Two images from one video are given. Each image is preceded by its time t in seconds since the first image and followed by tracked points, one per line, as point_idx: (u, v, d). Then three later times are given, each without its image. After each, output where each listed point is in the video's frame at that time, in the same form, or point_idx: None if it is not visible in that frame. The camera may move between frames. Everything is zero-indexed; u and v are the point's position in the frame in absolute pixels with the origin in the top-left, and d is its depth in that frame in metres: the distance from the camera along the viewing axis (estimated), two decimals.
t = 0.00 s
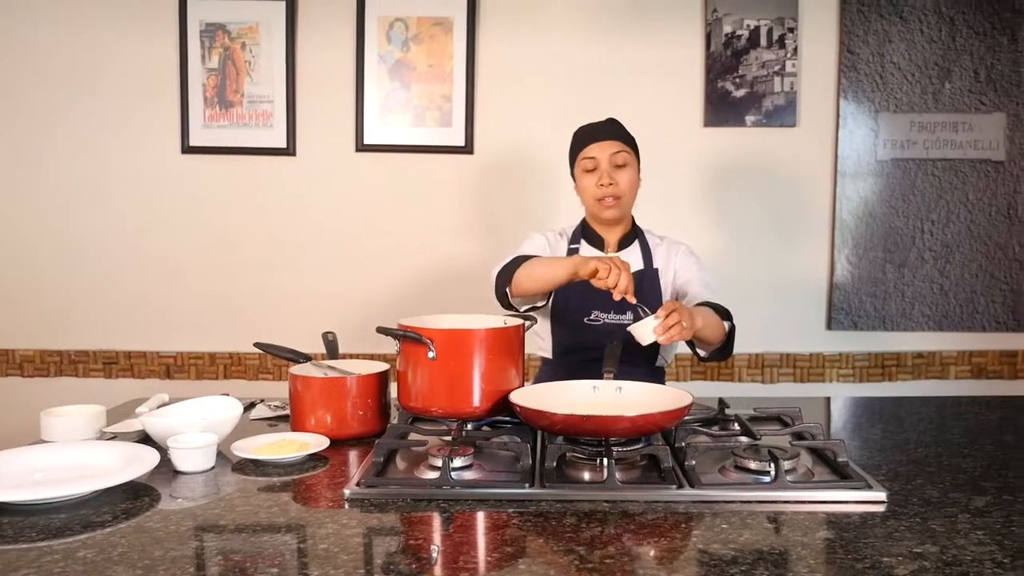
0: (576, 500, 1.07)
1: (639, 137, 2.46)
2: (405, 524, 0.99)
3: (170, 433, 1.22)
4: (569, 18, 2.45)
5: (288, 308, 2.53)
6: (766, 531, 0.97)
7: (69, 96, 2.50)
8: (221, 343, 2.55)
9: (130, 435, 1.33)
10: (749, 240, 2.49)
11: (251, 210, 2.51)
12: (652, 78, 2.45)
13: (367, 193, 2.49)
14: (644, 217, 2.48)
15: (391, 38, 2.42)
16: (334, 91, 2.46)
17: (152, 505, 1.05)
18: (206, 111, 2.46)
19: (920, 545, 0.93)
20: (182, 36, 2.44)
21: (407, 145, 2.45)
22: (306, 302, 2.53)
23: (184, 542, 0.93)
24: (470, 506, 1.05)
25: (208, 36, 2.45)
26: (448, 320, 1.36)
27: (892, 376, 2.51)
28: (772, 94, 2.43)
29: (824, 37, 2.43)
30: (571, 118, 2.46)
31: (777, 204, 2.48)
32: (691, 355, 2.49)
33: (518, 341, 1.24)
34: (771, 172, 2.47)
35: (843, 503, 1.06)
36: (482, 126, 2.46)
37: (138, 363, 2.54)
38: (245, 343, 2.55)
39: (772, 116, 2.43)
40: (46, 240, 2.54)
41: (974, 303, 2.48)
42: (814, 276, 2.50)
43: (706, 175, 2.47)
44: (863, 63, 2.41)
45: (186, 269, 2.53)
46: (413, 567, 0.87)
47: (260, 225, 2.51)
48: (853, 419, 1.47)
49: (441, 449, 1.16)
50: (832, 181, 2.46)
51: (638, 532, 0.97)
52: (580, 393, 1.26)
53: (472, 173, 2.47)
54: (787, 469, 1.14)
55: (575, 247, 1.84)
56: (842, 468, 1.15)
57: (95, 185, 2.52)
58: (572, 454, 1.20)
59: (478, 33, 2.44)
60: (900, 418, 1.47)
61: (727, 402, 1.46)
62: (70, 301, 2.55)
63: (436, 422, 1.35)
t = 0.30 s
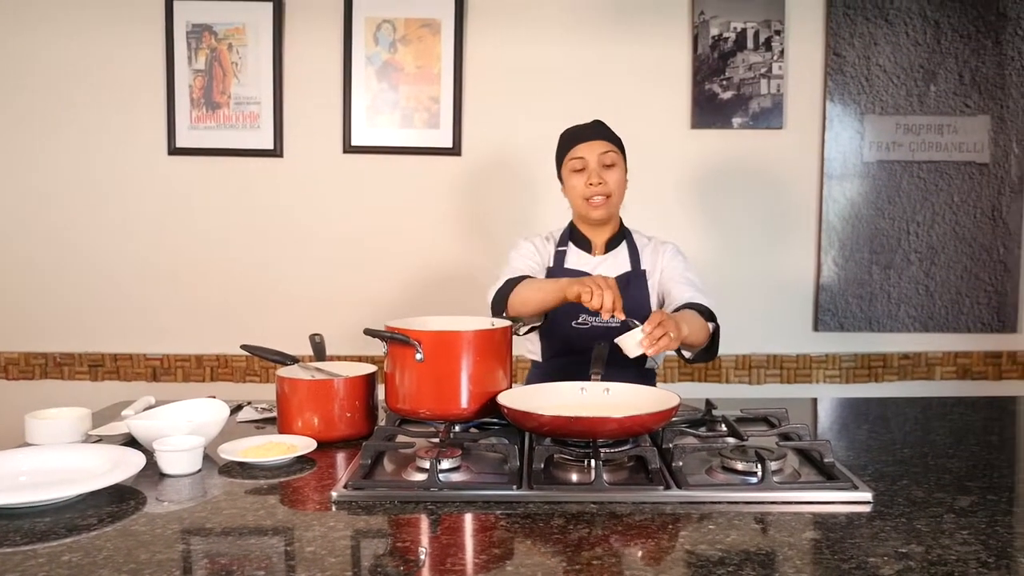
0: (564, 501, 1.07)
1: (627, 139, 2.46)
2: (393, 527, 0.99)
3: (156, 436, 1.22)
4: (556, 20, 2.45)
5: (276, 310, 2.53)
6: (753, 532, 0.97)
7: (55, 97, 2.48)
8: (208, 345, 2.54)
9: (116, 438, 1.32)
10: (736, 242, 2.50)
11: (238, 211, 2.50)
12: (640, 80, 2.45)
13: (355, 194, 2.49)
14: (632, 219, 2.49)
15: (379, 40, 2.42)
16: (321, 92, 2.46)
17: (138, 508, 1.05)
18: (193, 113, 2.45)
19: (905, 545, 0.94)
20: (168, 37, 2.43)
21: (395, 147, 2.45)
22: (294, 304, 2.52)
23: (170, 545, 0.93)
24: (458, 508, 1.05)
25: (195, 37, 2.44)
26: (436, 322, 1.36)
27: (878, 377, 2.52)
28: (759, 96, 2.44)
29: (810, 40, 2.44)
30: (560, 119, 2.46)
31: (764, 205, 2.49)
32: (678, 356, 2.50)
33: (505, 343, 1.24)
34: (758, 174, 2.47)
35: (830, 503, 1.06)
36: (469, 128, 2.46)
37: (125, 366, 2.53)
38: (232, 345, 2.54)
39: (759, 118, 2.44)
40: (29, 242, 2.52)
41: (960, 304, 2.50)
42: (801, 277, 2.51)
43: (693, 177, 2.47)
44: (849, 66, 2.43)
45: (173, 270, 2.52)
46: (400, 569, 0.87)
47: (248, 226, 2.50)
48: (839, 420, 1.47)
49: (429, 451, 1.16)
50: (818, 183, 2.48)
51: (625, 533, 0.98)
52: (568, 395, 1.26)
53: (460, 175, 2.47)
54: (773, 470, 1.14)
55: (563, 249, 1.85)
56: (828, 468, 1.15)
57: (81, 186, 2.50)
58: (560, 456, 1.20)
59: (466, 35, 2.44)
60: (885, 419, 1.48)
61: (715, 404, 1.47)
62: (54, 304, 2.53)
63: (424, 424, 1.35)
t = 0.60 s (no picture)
0: (553, 502, 1.07)
1: (616, 140, 2.47)
2: (381, 528, 0.99)
3: (144, 438, 1.21)
4: (545, 21, 2.45)
5: (264, 311, 2.52)
6: (741, 532, 0.98)
7: (41, 97, 2.47)
8: (196, 346, 2.53)
9: (103, 441, 1.31)
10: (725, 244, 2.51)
11: (227, 212, 2.49)
12: (628, 82, 2.46)
13: (343, 195, 2.48)
14: (621, 220, 2.49)
15: (367, 41, 2.42)
16: (310, 93, 2.45)
17: (125, 510, 1.04)
18: (180, 113, 2.45)
19: (893, 545, 0.94)
20: (155, 37, 2.42)
21: (384, 148, 2.44)
22: (282, 305, 2.52)
23: (157, 548, 0.92)
24: (447, 509, 1.05)
25: (183, 38, 2.43)
26: (425, 323, 1.36)
27: (866, 377, 2.53)
28: (746, 98, 2.44)
29: (798, 42, 2.45)
30: (549, 120, 2.47)
31: (754, 206, 2.49)
32: (667, 357, 2.50)
33: (494, 344, 1.24)
34: (747, 175, 2.48)
35: (818, 504, 1.07)
36: (458, 129, 2.46)
37: (112, 368, 2.52)
38: (221, 347, 2.53)
39: (747, 119, 2.45)
40: (14, 243, 2.51)
41: (946, 305, 2.51)
42: (790, 278, 2.52)
43: (681, 179, 2.48)
44: (837, 68, 2.44)
45: (161, 272, 2.51)
46: (389, 571, 0.87)
47: (236, 227, 2.50)
48: (827, 420, 1.48)
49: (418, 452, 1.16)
50: (806, 184, 2.48)
51: (614, 534, 0.98)
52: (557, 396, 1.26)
53: (449, 175, 2.47)
54: (761, 470, 1.15)
55: (546, 251, 1.85)
56: (816, 468, 1.16)
57: (67, 187, 2.49)
58: (549, 457, 1.20)
59: (454, 36, 2.44)
60: (873, 418, 1.49)
61: (703, 405, 1.47)
62: (41, 305, 2.52)
63: (413, 425, 1.35)
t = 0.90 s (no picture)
0: (542, 502, 1.07)
1: (606, 140, 2.47)
2: (371, 529, 0.99)
3: (132, 439, 1.21)
4: (534, 22, 2.46)
5: (254, 312, 2.51)
6: (730, 532, 0.98)
7: (29, 97, 2.46)
8: (185, 348, 2.52)
9: (91, 442, 1.31)
10: (714, 244, 2.51)
11: (216, 213, 2.49)
12: (618, 83, 2.46)
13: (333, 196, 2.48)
14: (611, 221, 2.49)
15: (356, 41, 2.41)
16: (299, 93, 2.45)
17: (113, 512, 1.04)
18: (169, 114, 2.44)
19: (881, 544, 0.95)
20: (143, 38, 2.42)
21: (373, 148, 2.44)
22: (272, 306, 2.51)
23: (146, 550, 0.92)
24: (436, 510, 1.05)
25: (171, 38, 2.42)
26: (414, 324, 1.36)
27: (854, 377, 2.54)
28: (735, 99, 2.45)
29: (787, 43, 2.46)
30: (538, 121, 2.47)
31: (744, 207, 2.50)
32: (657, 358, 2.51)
33: (483, 344, 1.24)
34: (736, 176, 2.49)
35: (806, 503, 1.07)
36: (448, 129, 2.46)
37: (100, 369, 2.51)
38: (210, 348, 2.52)
39: (736, 120, 2.46)
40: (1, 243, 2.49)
41: (934, 305, 2.52)
42: (779, 278, 2.53)
43: (671, 180, 2.49)
44: (825, 69, 2.45)
45: (150, 273, 2.50)
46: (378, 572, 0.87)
47: (226, 228, 2.49)
48: (815, 420, 1.49)
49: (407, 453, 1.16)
50: (795, 185, 2.49)
51: (604, 534, 0.98)
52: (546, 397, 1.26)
53: (440, 176, 2.47)
54: (750, 470, 1.15)
55: (530, 253, 1.85)
56: (805, 468, 1.16)
57: (54, 188, 2.48)
58: (538, 458, 1.20)
59: (444, 37, 2.44)
60: (862, 418, 1.49)
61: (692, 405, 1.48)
62: (29, 306, 2.51)
63: (402, 426, 1.35)
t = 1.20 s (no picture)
0: (533, 502, 1.07)
1: (596, 141, 2.47)
2: (361, 530, 0.98)
3: (121, 441, 1.20)
4: (525, 22, 2.46)
5: (244, 313, 2.51)
6: (720, 532, 0.98)
7: (17, 97, 2.44)
8: (175, 348, 2.51)
9: (80, 444, 1.31)
10: (705, 245, 2.52)
11: (206, 213, 2.48)
12: (608, 83, 2.46)
13: (324, 196, 2.47)
14: (602, 221, 2.50)
15: (347, 41, 2.41)
16: (289, 93, 2.44)
17: (102, 514, 1.03)
18: (158, 114, 2.43)
19: (870, 544, 0.95)
20: (132, 37, 2.41)
21: (364, 149, 2.44)
22: (263, 306, 2.51)
23: (135, 552, 0.92)
24: (427, 511, 1.05)
25: (160, 38, 2.41)
26: (403, 325, 1.36)
27: (844, 377, 2.55)
28: (725, 100, 2.46)
29: (777, 43, 2.47)
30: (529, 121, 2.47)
31: (734, 207, 2.51)
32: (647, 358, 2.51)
33: (474, 345, 1.24)
34: (727, 176, 2.49)
35: (796, 503, 1.08)
36: (438, 130, 2.46)
37: (89, 370, 2.50)
38: (199, 349, 2.51)
39: (726, 121, 2.46)
40: None
41: (923, 305, 2.53)
42: (769, 279, 2.53)
43: (661, 180, 2.49)
44: (815, 70, 2.45)
45: (140, 273, 2.49)
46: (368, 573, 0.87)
47: (216, 228, 2.48)
48: (805, 420, 1.49)
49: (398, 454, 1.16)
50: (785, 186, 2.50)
51: (594, 534, 0.98)
52: (537, 399, 1.26)
53: (431, 176, 2.47)
54: (740, 470, 1.15)
55: (520, 254, 1.85)
56: (794, 468, 1.16)
57: (42, 188, 2.47)
58: (529, 458, 1.20)
59: (434, 37, 2.44)
60: (851, 418, 1.50)
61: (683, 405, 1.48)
62: (17, 307, 2.50)
63: (392, 427, 1.35)
